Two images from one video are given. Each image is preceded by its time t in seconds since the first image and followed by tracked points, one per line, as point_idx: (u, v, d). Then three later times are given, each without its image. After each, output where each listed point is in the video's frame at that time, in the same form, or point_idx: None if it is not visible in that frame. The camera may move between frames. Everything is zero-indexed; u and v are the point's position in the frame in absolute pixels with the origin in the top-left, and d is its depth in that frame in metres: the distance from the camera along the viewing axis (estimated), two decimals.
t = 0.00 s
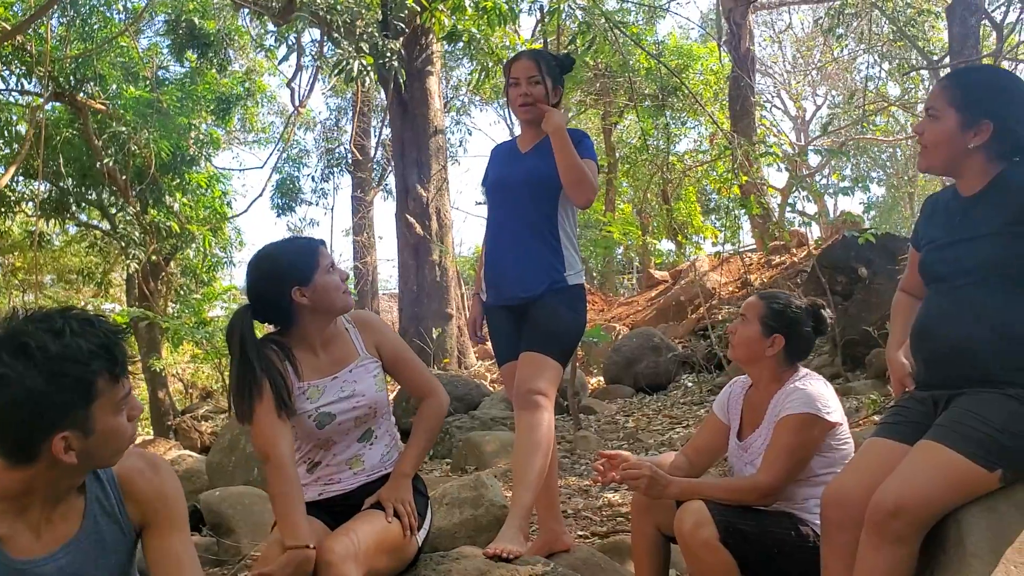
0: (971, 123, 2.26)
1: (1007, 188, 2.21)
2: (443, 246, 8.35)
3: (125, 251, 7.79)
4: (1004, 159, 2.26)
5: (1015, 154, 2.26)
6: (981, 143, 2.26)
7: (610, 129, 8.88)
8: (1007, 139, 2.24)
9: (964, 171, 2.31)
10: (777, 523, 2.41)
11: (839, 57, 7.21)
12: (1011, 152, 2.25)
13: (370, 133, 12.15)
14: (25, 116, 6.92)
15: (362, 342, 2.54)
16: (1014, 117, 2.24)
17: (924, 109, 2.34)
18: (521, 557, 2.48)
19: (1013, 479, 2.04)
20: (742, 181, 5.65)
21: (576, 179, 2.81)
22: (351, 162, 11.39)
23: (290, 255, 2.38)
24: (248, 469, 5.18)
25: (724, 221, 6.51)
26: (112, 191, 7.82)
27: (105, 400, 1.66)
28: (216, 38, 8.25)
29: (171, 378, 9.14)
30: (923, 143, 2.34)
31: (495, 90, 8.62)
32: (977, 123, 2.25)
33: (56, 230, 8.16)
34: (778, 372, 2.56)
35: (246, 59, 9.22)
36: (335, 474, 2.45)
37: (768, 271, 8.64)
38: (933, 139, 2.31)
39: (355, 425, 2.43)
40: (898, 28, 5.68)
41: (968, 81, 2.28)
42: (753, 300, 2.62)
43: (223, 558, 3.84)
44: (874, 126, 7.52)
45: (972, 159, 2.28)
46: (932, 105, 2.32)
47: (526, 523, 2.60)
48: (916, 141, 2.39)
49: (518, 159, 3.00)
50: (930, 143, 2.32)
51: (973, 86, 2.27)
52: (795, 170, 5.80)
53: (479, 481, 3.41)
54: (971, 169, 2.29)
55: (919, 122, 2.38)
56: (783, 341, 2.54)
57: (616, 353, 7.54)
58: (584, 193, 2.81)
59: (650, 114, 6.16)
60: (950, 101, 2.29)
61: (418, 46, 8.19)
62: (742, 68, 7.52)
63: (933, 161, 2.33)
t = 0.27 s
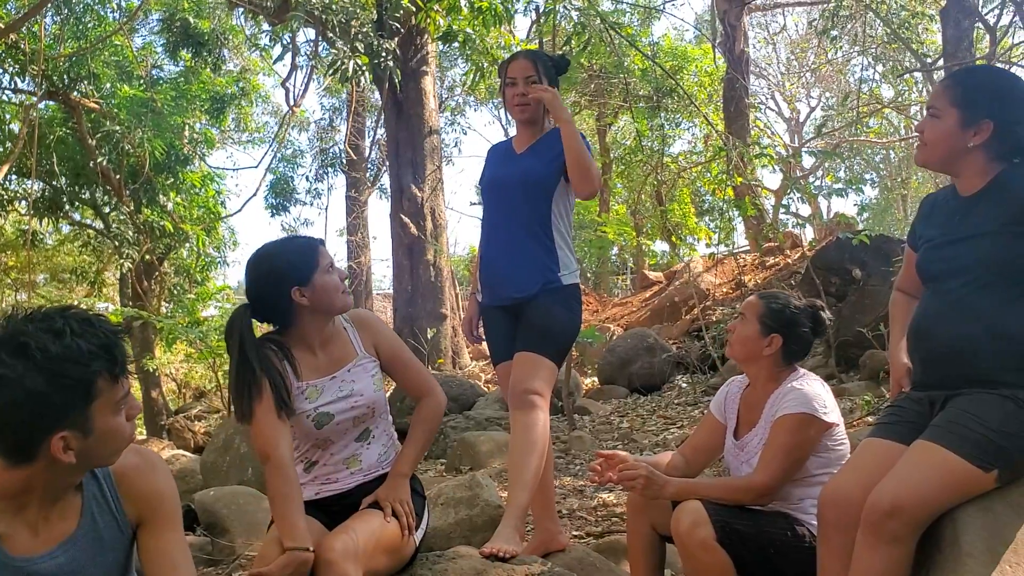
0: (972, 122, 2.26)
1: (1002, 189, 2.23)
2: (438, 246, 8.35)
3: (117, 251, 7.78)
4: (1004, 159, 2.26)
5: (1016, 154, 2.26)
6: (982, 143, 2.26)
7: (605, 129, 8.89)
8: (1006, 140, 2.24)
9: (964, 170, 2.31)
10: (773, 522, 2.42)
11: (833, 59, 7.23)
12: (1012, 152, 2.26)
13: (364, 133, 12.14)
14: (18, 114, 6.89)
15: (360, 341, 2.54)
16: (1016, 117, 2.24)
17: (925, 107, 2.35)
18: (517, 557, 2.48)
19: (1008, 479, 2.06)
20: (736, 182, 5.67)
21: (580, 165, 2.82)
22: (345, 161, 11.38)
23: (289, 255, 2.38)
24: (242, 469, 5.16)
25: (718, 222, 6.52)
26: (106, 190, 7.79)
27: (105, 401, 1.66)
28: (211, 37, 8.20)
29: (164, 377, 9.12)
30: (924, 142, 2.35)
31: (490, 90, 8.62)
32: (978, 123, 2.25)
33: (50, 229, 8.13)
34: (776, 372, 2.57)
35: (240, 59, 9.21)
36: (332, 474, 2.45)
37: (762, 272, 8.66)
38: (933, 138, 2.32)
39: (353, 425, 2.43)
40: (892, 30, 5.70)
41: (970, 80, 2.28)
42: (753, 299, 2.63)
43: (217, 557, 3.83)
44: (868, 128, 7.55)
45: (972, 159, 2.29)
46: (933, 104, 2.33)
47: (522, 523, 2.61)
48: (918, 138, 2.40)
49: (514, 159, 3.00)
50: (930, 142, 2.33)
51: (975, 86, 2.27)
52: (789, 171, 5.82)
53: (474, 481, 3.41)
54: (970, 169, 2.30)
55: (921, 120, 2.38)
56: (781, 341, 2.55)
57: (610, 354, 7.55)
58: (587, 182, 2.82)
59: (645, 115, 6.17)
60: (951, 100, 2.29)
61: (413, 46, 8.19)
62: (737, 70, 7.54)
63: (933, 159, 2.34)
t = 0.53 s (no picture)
0: (973, 125, 2.26)
1: (1000, 191, 2.23)
2: (435, 247, 8.34)
3: (114, 251, 7.69)
4: (1004, 162, 2.27)
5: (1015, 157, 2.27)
6: (982, 146, 2.27)
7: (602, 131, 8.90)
8: (1007, 142, 2.25)
9: (964, 173, 2.32)
10: (771, 524, 2.42)
11: (831, 62, 7.25)
12: (1011, 155, 2.27)
13: (362, 133, 12.13)
14: (15, 113, 6.87)
15: (359, 341, 2.54)
16: (1016, 120, 2.25)
17: (926, 110, 2.35)
18: (514, 558, 2.48)
19: (1005, 481, 2.06)
20: (734, 184, 5.69)
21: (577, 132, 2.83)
22: (342, 161, 11.37)
23: (287, 257, 2.38)
24: (238, 469, 5.15)
25: (715, 224, 6.53)
26: (102, 189, 7.75)
27: (102, 401, 1.65)
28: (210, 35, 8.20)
29: (160, 377, 9.10)
30: (924, 143, 2.35)
31: (488, 91, 8.62)
32: (978, 126, 2.26)
33: (45, 228, 8.11)
34: (774, 375, 2.57)
35: (238, 58, 9.20)
36: (330, 474, 2.44)
37: (759, 274, 8.67)
38: (933, 140, 2.32)
39: (351, 425, 2.43)
40: (889, 33, 5.72)
41: (972, 83, 2.28)
42: (748, 302, 2.64)
43: (213, 557, 3.83)
44: (865, 130, 7.56)
45: (972, 161, 2.29)
46: (934, 106, 2.33)
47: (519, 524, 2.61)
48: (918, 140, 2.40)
49: (512, 159, 3.00)
50: (930, 144, 2.33)
51: (976, 88, 2.27)
52: (787, 174, 5.83)
53: (471, 481, 3.41)
54: (970, 171, 2.31)
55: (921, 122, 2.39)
56: (779, 343, 2.55)
57: (607, 355, 7.56)
58: (586, 143, 2.82)
59: (643, 116, 6.18)
60: (952, 102, 2.30)
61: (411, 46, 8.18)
62: (734, 72, 7.55)
63: (933, 161, 2.34)
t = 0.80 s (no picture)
0: (967, 128, 2.27)
1: (993, 194, 2.24)
2: (432, 247, 8.34)
3: (111, 250, 7.74)
4: (998, 164, 2.28)
5: (1009, 160, 2.27)
6: (976, 148, 2.27)
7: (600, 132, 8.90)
8: (1003, 144, 2.25)
9: (958, 175, 2.32)
10: (765, 526, 2.42)
11: (828, 63, 7.25)
12: (1005, 157, 2.27)
13: (360, 134, 12.13)
14: (12, 111, 6.87)
15: (354, 343, 2.53)
16: (1010, 123, 2.25)
17: (921, 113, 2.35)
18: (508, 559, 2.47)
19: (999, 484, 2.06)
20: (730, 186, 5.70)
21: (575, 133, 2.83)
22: (340, 162, 11.36)
23: (280, 259, 2.37)
24: (233, 469, 5.15)
25: (712, 225, 6.54)
26: (99, 188, 7.76)
27: (91, 401, 1.65)
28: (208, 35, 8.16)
29: (156, 377, 9.08)
30: (919, 146, 2.36)
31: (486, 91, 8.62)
32: (973, 128, 2.26)
33: (42, 227, 8.10)
34: (769, 378, 2.57)
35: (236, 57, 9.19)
36: (324, 475, 2.44)
37: (756, 275, 8.67)
38: (929, 143, 2.32)
39: (345, 426, 2.43)
40: (887, 35, 5.72)
41: (967, 85, 2.28)
42: (734, 308, 2.64)
43: (207, 557, 3.82)
44: (862, 132, 7.57)
45: (967, 164, 2.29)
46: (929, 109, 2.33)
47: (513, 525, 2.61)
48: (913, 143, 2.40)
49: (508, 160, 3.00)
50: (925, 146, 2.33)
51: (972, 90, 2.27)
52: (784, 175, 5.84)
53: (466, 482, 3.41)
54: (964, 174, 2.31)
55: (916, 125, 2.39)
56: (774, 346, 2.55)
57: (604, 356, 7.56)
58: (584, 146, 2.81)
59: (640, 117, 6.19)
60: (947, 105, 2.29)
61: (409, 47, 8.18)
62: (732, 73, 7.56)
63: (927, 164, 2.34)
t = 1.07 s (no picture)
0: (960, 131, 2.27)
1: (987, 197, 2.24)
2: (429, 248, 8.34)
3: (109, 250, 7.80)
4: (991, 168, 2.28)
5: (1002, 163, 2.28)
6: (970, 152, 2.28)
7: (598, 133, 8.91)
8: (996, 148, 2.26)
9: (951, 179, 2.33)
10: (759, 528, 2.43)
11: (826, 66, 7.26)
12: (999, 160, 2.27)
13: (358, 134, 12.14)
14: (10, 111, 6.87)
15: (350, 344, 2.54)
16: (1003, 127, 2.26)
17: (914, 117, 2.36)
18: (503, 561, 2.48)
19: (992, 487, 2.07)
20: (728, 188, 5.70)
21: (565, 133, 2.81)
22: (338, 162, 11.37)
23: (278, 258, 2.38)
24: (230, 470, 5.15)
25: (709, 227, 6.55)
26: (98, 189, 7.80)
27: (84, 403, 1.66)
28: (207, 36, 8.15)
29: (153, 377, 9.08)
30: (912, 150, 2.36)
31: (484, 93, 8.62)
32: (966, 131, 2.27)
33: (40, 227, 8.09)
34: (762, 380, 2.58)
35: (234, 58, 9.20)
36: (319, 476, 2.44)
37: (753, 277, 8.68)
38: (921, 146, 2.33)
39: (340, 428, 2.43)
40: (885, 37, 5.73)
41: (960, 89, 2.29)
42: (721, 313, 2.63)
43: (204, 558, 3.82)
44: (859, 135, 7.58)
45: (960, 167, 2.30)
46: (922, 113, 2.34)
47: (507, 527, 2.61)
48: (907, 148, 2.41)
49: (506, 161, 3.01)
50: (918, 150, 2.34)
51: (965, 94, 2.28)
52: (781, 177, 5.84)
53: (462, 484, 3.42)
54: (958, 177, 2.31)
55: (909, 130, 2.39)
56: (768, 347, 2.57)
57: (601, 358, 7.56)
58: (576, 144, 2.80)
59: (638, 119, 6.20)
60: (940, 108, 2.30)
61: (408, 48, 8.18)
62: (729, 75, 7.56)
63: (921, 168, 2.35)
